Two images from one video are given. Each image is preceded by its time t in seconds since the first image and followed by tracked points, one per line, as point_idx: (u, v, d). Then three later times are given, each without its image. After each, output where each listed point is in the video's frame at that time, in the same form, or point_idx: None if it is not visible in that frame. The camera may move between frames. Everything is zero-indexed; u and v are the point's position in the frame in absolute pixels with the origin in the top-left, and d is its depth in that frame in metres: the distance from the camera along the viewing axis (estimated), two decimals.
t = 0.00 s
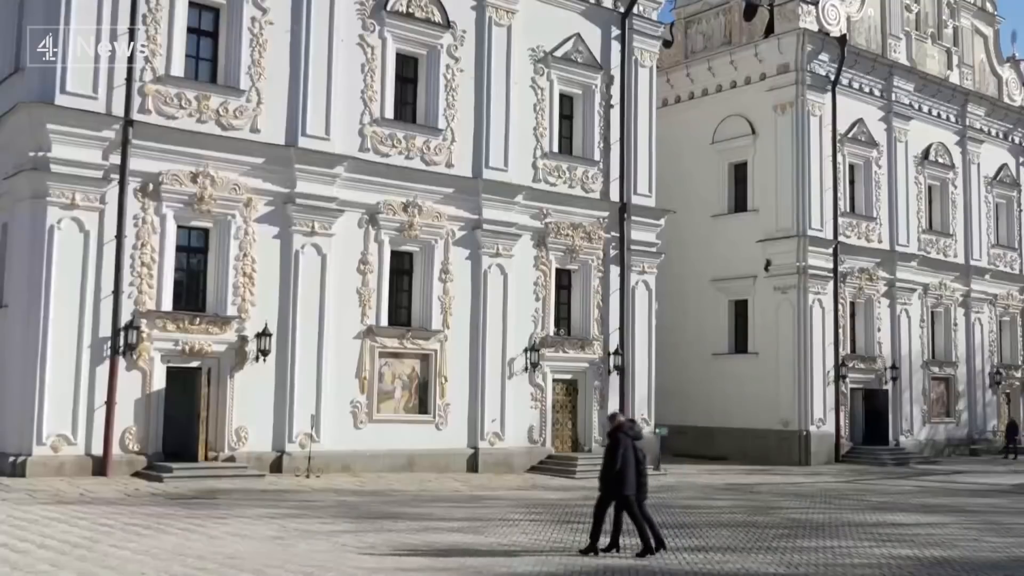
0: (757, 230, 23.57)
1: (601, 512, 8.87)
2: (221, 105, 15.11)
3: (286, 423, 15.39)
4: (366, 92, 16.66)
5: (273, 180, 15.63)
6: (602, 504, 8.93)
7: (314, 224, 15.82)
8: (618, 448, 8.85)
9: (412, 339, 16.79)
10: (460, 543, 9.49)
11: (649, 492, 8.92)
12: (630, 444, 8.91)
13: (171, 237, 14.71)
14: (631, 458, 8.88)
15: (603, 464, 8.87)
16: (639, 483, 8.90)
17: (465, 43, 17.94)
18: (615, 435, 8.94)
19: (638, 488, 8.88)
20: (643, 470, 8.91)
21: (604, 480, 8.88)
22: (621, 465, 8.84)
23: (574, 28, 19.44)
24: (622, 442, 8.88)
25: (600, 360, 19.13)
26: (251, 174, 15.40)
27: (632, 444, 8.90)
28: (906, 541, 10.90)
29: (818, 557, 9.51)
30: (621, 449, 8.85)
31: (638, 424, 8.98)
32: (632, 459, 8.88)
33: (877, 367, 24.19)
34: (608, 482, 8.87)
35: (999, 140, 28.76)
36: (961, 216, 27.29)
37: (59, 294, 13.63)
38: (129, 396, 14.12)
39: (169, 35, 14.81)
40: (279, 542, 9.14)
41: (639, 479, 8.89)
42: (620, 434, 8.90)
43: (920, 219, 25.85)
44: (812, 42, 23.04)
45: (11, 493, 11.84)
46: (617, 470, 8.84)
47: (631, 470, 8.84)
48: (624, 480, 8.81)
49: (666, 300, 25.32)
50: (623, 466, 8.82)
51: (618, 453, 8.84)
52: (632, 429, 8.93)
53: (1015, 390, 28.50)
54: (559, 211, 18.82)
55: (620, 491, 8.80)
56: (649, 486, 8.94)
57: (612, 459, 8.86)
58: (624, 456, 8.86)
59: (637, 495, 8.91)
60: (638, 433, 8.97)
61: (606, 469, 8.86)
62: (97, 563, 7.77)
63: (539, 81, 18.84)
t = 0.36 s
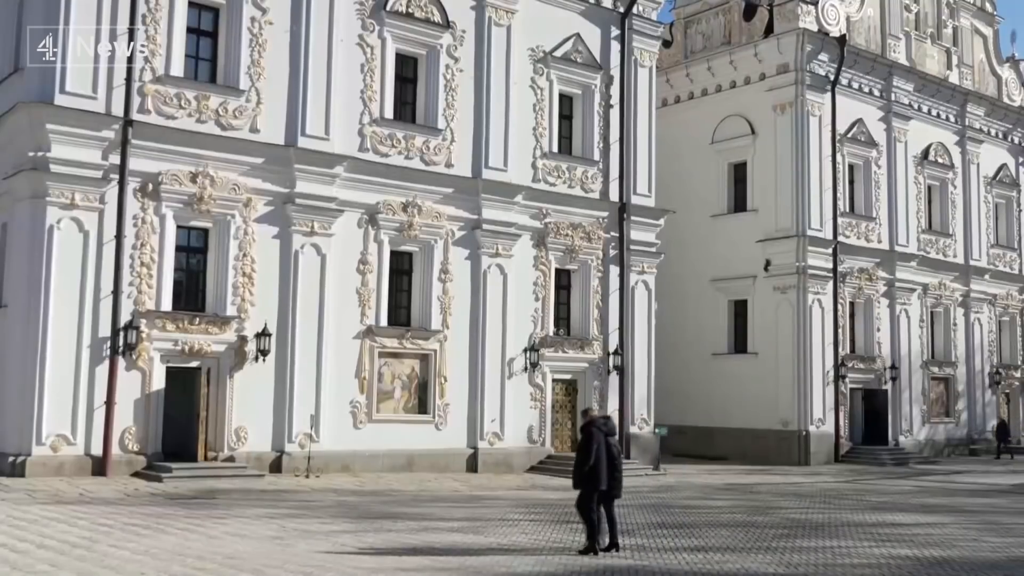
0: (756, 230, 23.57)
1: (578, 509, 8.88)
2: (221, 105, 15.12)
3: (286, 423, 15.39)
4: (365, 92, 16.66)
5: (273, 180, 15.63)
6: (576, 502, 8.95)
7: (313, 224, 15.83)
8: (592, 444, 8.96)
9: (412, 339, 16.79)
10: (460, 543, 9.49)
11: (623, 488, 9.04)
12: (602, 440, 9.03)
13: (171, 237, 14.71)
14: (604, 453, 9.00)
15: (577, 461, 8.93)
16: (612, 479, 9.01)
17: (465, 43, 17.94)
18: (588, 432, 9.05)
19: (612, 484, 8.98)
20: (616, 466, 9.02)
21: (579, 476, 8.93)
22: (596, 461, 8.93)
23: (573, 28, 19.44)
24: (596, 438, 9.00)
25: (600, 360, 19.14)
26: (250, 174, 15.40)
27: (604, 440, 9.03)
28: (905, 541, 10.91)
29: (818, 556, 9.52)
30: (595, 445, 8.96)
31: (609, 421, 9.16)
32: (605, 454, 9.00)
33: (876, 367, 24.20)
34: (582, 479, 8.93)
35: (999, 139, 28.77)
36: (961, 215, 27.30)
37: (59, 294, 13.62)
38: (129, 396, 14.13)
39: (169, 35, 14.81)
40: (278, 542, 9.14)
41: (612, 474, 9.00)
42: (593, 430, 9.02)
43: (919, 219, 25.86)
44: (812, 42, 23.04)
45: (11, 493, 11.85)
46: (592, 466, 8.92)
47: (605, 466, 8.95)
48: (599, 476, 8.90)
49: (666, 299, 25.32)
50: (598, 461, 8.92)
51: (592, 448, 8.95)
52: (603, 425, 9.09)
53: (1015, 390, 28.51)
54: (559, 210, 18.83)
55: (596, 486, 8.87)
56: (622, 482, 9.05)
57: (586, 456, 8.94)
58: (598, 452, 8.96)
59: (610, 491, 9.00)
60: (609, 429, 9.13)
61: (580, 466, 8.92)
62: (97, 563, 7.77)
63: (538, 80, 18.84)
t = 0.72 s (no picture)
0: (756, 231, 23.58)
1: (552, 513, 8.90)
2: (220, 106, 15.12)
3: (285, 424, 15.38)
4: (365, 93, 16.66)
5: (273, 180, 15.64)
6: (547, 504, 8.98)
7: (313, 225, 15.83)
8: (565, 447, 8.98)
9: (411, 340, 16.79)
10: (459, 544, 9.49)
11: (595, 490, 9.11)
12: (575, 443, 9.05)
13: (170, 237, 14.71)
14: (577, 456, 9.02)
15: (551, 464, 8.96)
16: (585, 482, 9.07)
17: (464, 44, 17.94)
18: (562, 435, 9.03)
19: (584, 486, 9.02)
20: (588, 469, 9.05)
21: (552, 480, 8.95)
22: (569, 465, 8.95)
23: (573, 29, 19.45)
24: (570, 442, 9.01)
25: (600, 361, 19.14)
26: (250, 175, 15.40)
27: (577, 443, 9.04)
28: (904, 542, 10.92)
29: (817, 557, 9.53)
30: (568, 448, 8.98)
31: (583, 424, 9.16)
32: (578, 457, 9.02)
33: (876, 368, 24.21)
34: (555, 483, 8.95)
35: (998, 140, 28.78)
36: (960, 217, 27.30)
37: (58, 294, 13.62)
38: (129, 396, 14.13)
39: (168, 35, 14.80)
40: (277, 542, 9.15)
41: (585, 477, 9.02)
42: (567, 433, 9.03)
43: (919, 219, 25.87)
44: (811, 43, 23.05)
45: (10, 494, 11.85)
46: (566, 470, 8.94)
47: (577, 469, 8.97)
48: (572, 479, 8.93)
49: (665, 300, 25.33)
50: (571, 465, 8.95)
51: (566, 452, 8.97)
52: (577, 428, 9.09)
53: (1014, 391, 28.51)
54: (559, 211, 18.84)
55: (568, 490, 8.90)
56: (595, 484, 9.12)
57: (560, 459, 8.96)
58: (571, 455, 8.99)
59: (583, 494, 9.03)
60: (583, 432, 9.13)
61: (555, 469, 8.93)
62: (96, 564, 7.78)
63: (538, 81, 18.85)
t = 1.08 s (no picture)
0: (755, 238, 23.59)
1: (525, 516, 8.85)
2: (220, 113, 15.13)
3: (284, 432, 15.36)
4: (364, 101, 16.67)
5: (272, 188, 15.63)
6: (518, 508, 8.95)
7: (312, 232, 15.82)
8: (537, 450, 9.02)
9: (410, 347, 16.78)
10: (458, 552, 9.47)
11: (567, 494, 9.12)
12: (546, 447, 9.09)
13: (169, 245, 14.69)
14: (547, 460, 9.05)
15: (522, 467, 8.98)
16: (556, 486, 9.09)
17: (463, 52, 17.96)
18: (534, 438, 9.09)
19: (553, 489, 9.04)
20: (558, 471, 9.11)
21: (523, 483, 8.96)
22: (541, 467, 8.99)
23: (572, 37, 19.48)
24: (541, 444, 9.07)
25: (599, 369, 19.13)
26: (249, 183, 15.40)
27: (548, 447, 9.09)
28: (904, 549, 10.90)
29: (816, 565, 9.52)
30: (539, 451, 9.02)
31: (553, 429, 9.23)
32: (548, 460, 9.06)
33: (875, 375, 24.20)
34: (526, 485, 8.95)
35: (997, 148, 28.81)
36: (959, 225, 27.31)
37: (57, 302, 13.60)
38: (127, 404, 14.10)
39: (168, 43, 14.81)
40: (276, 551, 9.13)
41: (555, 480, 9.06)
42: (538, 437, 9.08)
43: (918, 227, 25.88)
44: (809, 50, 23.10)
45: (8, 502, 11.82)
46: (537, 472, 8.96)
47: (547, 472, 8.99)
48: (543, 481, 8.94)
49: (664, 307, 25.33)
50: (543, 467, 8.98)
51: (537, 455, 9.01)
52: (548, 433, 9.16)
53: (1014, 399, 28.49)
54: (558, 219, 18.84)
55: (538, 492, 8.89)
56: (566, 488, 9.14)
57: (531, 462, 8.99)
58: (542, 459, 9.02)
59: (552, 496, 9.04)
60: (553, 436, 9.19)
61: (526, 471, 8.95)
62: (94, 573, 7.75)
63: (537, 89, 18.86)
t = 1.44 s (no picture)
0: (755, 254, 23.59)
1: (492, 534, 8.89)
2: (219, 130, 15.15)
3: (283, 449, 15.32)
4: (363, 117, 16.70)
5: (271, 205, 15.64)
6: (486, 525, 8.98)
7: (311, 248, 15.81)
8: (505, 469, 8.94)
9: (410, 364, 16.75)
10: (457, 569, 9.43)
11: (541, 512, 9.06)
12: (516, 466, 9.00)
13: (168, 262, 14.68)
14: (517, 479, 8.98)
15: (490, 485, 8.96)
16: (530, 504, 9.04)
17: (462, 68, 18.01)
18: (503, 457, 8.99)
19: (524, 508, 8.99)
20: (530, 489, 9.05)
21: (491, 500, 8.97)
22: (508, 486, 8.93)
23: (570, 54, 19.55)
24: (509, 463, 8.97)
25: (598, 385, 19.10)
26: (248, 200, 15.41)
27: (518, 465, 8.99)
28: (904, 566, 10.86)
29: None
30: (507, 471, 8.94)
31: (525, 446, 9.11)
32: (518, 478, 8.99)
33: (875, 392, 24.17)
34: (495, 503, 8.94)
35: (995, 163, 28.86)
36: (958, 240, 27.33)
37: (56, 318, 13.59)
38: (125, 421, 14.06)
39: (168, 60, 14.85)
40: (274, 569, 9.09)
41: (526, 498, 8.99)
42: (507, 456, 8.98)
43: (917, 242, 25.91)
44: (807, 67, 23.17)
45: (5, 520, 11.77)
46: (504, 491, 8.93)
47: (516, 491, 8.94)
48: (511, 499, 8.91)
49: (663, 323, 25.32)
50: (509, 487, 8.92)
51: (504, 474, 8.94)
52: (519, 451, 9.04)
53: (1014, 414, 28.45)
54: (557, 235, 18.85)
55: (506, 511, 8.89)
56: (540, 506, 9.07)
57: (499, 481, 8.94)
58: (511, 477, 8.95)
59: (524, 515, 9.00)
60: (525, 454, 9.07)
61: (492, 490, 8.94)
62: None
63: (536, 105, 18.91)
